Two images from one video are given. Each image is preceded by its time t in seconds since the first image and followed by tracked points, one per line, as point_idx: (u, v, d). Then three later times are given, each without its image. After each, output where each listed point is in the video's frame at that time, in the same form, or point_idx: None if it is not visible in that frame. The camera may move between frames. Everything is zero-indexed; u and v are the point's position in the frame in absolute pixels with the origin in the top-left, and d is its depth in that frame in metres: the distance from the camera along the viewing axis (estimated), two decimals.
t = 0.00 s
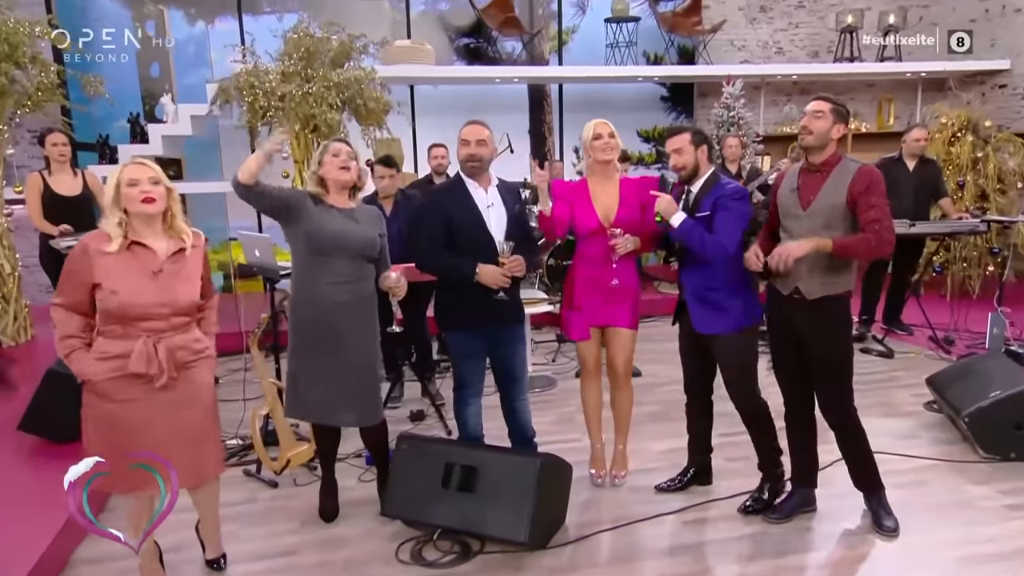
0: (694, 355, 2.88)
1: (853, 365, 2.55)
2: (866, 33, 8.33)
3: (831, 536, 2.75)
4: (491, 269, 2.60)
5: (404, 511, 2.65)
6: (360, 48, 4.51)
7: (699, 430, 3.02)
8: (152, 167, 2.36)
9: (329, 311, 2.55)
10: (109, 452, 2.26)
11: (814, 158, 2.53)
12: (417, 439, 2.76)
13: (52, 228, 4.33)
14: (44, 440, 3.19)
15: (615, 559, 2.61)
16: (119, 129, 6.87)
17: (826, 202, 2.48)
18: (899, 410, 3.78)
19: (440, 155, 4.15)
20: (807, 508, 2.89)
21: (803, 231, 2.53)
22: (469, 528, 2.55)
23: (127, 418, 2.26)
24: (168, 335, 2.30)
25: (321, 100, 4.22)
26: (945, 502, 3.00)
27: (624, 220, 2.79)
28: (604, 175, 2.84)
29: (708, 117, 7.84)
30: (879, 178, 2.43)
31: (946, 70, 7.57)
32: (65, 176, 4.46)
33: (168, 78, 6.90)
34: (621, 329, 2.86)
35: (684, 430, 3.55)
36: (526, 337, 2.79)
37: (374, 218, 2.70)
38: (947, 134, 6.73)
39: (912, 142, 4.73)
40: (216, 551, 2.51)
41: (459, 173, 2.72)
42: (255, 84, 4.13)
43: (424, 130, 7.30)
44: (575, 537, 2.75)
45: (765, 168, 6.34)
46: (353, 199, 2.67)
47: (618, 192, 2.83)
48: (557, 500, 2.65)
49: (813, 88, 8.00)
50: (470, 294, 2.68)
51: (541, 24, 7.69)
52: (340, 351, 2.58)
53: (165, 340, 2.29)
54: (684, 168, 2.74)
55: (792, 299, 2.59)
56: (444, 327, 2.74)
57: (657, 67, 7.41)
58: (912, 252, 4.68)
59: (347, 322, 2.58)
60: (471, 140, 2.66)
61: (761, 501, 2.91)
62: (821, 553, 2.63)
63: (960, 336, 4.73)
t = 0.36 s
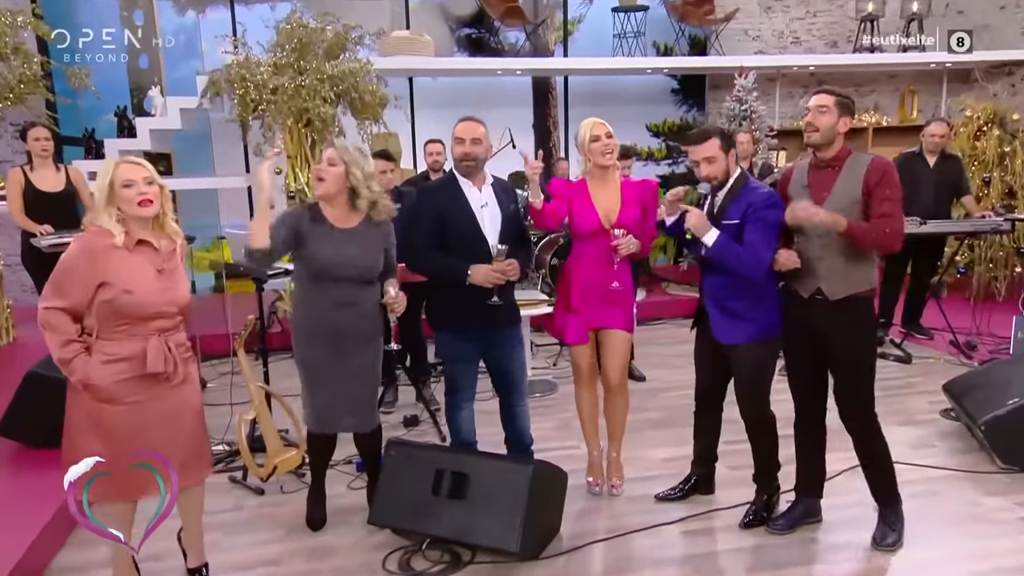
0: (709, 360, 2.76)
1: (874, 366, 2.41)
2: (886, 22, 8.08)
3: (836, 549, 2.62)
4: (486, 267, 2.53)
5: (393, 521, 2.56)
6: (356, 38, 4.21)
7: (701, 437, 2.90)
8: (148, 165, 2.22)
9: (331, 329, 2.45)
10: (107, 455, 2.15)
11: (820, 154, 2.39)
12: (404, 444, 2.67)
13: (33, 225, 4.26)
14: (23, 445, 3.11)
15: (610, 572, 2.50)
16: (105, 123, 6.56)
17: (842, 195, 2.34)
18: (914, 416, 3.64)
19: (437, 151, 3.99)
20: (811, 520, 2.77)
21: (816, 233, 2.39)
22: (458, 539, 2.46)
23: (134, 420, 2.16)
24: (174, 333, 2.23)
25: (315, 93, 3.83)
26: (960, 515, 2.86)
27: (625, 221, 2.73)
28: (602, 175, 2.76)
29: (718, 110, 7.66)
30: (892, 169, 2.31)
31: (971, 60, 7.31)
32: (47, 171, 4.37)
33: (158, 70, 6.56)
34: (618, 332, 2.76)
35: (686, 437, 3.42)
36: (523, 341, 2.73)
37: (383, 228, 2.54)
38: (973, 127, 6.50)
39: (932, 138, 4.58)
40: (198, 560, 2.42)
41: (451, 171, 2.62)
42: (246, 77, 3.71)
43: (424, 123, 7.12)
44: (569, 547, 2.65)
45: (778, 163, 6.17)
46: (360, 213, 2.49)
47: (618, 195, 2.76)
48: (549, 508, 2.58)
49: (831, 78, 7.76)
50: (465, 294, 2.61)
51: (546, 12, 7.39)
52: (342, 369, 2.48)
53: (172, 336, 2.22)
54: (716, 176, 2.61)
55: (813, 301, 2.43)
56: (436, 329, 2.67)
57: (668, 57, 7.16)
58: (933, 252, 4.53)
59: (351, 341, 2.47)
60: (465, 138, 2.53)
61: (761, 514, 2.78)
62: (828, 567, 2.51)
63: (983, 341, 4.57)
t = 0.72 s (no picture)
0: (704, 373, 2.63)
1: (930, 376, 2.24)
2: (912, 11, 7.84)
3: (846, 565, 2.50)
4: (478, 263, 2.48)
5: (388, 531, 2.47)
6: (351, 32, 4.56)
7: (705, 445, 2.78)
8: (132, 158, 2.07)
9: (317, 315, 2.33)
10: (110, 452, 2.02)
11: (879, 145, 2.20)
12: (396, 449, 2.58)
13: (18, 223, 4.13)
14: (9, 447, 3.05)
15: None
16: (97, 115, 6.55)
17: (900, 190, 2.15)
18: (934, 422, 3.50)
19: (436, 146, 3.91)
20: (820, 531, 2.66)
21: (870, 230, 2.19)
22: (450, 548, 2.38)
23: (141, 420, 2.03)
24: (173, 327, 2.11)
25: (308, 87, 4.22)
26: (979, 530, 2.72)
27: (625, 218, 2.62)
28: (605, 170, 2.67)
29: (734, 102, 7.45)
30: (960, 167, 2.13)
31: (1001, 50, 7.06)
32: (31, 167, 4.25)
33: (150, 60, 6.50)
34: (624, 333, 2.65)
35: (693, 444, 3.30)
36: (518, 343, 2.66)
37: (373, 208, 2.43)
38: (1005, 120, 6.25)
39: (958, 132, 4.42)
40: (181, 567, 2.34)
41: (446, 167, 2.54)
42: (240, 71, 4.18)
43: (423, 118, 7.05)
44: (566, 558, 2.55)
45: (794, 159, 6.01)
46: (345, 186, 2.38)
47: (620, 191, 2.66)
48: (546, 516, 2.49)
49: (854, 69, 7.55)
50: (463, 298, 2.55)
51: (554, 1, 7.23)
52: (331, 359, 2.36)
53: (175, 331, 2.10)
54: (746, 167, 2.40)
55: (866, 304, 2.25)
56: (431, 329, 2.60)
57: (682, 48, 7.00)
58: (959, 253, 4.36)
59: (339, 327, 2.35)
60: (460, 133, 2.45)
61: (767, 525, 2.64)
62: None
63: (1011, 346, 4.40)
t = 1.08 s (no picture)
0: (693, 384, 2.55)
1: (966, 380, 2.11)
2: None
3: None
4: (468, 265, 2.46)
5: (374, 541, 2.37)
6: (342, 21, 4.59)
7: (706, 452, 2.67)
8: (96, 159, 1.96)
9: (275, 321, 2.28)
10: (106, 454, 1.96)
11: (915, 143, 2.12)
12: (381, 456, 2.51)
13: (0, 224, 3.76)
14: None
15: None
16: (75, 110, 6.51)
17: (930, 191, 2.05)
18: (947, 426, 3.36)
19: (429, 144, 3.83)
20: (856, 547, 2.49)
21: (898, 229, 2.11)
22: (434, 559, 2.28)
23: (104, 432, 1.94)
24: (140, 334, 1.98)
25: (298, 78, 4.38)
26: (991, 542, 2.59)
27: (627, 218, 2.51)
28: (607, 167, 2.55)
29: (743, 94, 7.28)
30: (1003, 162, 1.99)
31: None
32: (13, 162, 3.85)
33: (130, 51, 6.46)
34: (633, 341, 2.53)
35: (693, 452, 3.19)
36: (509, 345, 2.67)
37: (340, 208, 2.35)
38: None
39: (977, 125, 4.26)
40: None
41: (433, 165, 2.54)
42: (227, 62, 4.38)
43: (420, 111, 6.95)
44: (554, 569, 2.45)
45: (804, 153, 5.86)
46: (310, 188, 2.34)
47: (621, 188, 2.56)
48: (534, 525, 2.39)
49: (869, 60, 7.35)
50: (453, 299, 2.54)
51: None
52: (290, 366, 2.29)
53: (141, 339, 1.98)
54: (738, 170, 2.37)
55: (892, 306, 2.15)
56: (420, 333, 2.60)
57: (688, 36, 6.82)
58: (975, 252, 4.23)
59: (297, 334, 2.28)
60: (454, 127, 2.43)
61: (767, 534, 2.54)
62: None
63: None
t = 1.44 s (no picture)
0: (694, 379, 2.50)
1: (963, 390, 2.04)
2: None
3: None
4: (455, 265, 2.36)
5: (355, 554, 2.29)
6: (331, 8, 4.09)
7: (704, 460, 2.57)
8: (50, 160, 1.90)
9: (231, 326, 2.26)
10: (108, 452, 1.92)
11: (917, 144, 2.05)
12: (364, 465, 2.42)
13: None
14: None
15: None
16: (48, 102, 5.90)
17: (930, 198, 1.99)
18: (956, 432, 3.19)
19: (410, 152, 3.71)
20: (880, 549, 2.43)
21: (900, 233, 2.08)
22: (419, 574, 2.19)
23: (47, 444, 1.87)
24: (91, 343, 1.90)
25: (281, 69, 3.85)
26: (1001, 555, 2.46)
27: (625, 220, 2.41)
28: (603, 165, 2.44)
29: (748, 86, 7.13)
30: (1006, 168, 1.91)
31: None
32: None
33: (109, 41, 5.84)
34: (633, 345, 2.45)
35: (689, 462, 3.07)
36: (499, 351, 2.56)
37: (295, 206, 2.30)
38: None
39: (991, 119, 4.12)
40: None
41: (418, 163, 2.45)
42: (207, 52, 3.83)
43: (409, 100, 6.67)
44: None
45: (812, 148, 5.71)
46: (264, 188, 2.28)
47: (617, 189, 2.45)
48: (520, 538, 2.28)
49: (881, 50, 7.17)
50: (440, 302, 2.45)
51: None
52: (248, 371, 2.27)
53: (86, 349, 1.88)
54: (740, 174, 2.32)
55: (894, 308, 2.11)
56: (403, 338, 2.49)
57: (692, 26, 6.63)
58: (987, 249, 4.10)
59: (251, 339, 2.25)
60: (444, 123, 2.35)
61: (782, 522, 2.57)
62: None
63: None
